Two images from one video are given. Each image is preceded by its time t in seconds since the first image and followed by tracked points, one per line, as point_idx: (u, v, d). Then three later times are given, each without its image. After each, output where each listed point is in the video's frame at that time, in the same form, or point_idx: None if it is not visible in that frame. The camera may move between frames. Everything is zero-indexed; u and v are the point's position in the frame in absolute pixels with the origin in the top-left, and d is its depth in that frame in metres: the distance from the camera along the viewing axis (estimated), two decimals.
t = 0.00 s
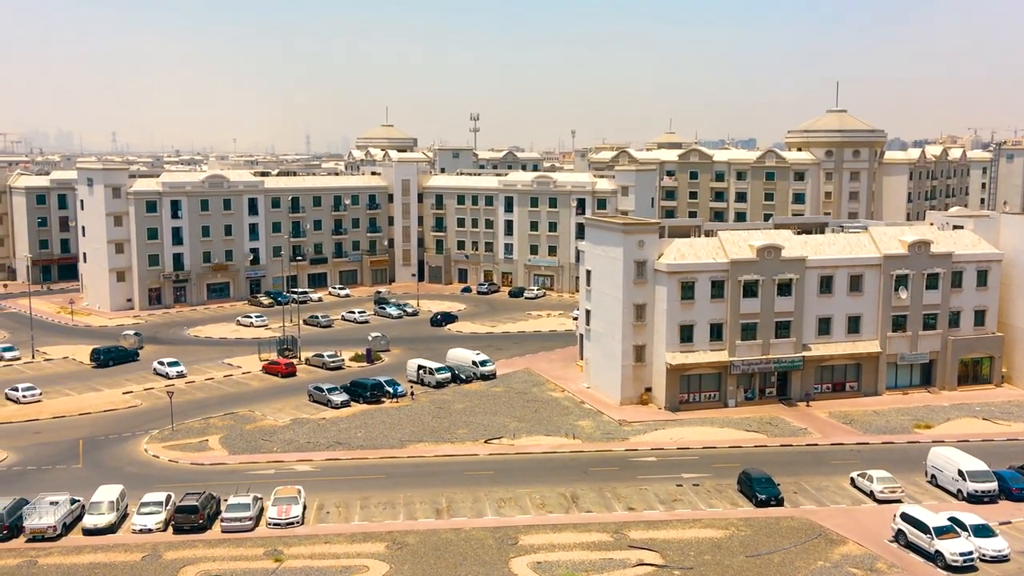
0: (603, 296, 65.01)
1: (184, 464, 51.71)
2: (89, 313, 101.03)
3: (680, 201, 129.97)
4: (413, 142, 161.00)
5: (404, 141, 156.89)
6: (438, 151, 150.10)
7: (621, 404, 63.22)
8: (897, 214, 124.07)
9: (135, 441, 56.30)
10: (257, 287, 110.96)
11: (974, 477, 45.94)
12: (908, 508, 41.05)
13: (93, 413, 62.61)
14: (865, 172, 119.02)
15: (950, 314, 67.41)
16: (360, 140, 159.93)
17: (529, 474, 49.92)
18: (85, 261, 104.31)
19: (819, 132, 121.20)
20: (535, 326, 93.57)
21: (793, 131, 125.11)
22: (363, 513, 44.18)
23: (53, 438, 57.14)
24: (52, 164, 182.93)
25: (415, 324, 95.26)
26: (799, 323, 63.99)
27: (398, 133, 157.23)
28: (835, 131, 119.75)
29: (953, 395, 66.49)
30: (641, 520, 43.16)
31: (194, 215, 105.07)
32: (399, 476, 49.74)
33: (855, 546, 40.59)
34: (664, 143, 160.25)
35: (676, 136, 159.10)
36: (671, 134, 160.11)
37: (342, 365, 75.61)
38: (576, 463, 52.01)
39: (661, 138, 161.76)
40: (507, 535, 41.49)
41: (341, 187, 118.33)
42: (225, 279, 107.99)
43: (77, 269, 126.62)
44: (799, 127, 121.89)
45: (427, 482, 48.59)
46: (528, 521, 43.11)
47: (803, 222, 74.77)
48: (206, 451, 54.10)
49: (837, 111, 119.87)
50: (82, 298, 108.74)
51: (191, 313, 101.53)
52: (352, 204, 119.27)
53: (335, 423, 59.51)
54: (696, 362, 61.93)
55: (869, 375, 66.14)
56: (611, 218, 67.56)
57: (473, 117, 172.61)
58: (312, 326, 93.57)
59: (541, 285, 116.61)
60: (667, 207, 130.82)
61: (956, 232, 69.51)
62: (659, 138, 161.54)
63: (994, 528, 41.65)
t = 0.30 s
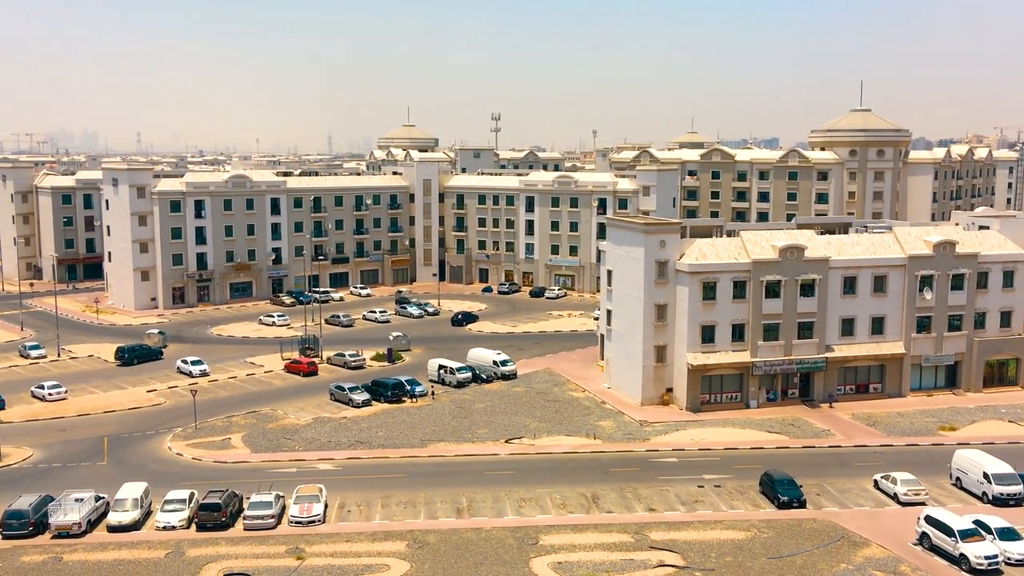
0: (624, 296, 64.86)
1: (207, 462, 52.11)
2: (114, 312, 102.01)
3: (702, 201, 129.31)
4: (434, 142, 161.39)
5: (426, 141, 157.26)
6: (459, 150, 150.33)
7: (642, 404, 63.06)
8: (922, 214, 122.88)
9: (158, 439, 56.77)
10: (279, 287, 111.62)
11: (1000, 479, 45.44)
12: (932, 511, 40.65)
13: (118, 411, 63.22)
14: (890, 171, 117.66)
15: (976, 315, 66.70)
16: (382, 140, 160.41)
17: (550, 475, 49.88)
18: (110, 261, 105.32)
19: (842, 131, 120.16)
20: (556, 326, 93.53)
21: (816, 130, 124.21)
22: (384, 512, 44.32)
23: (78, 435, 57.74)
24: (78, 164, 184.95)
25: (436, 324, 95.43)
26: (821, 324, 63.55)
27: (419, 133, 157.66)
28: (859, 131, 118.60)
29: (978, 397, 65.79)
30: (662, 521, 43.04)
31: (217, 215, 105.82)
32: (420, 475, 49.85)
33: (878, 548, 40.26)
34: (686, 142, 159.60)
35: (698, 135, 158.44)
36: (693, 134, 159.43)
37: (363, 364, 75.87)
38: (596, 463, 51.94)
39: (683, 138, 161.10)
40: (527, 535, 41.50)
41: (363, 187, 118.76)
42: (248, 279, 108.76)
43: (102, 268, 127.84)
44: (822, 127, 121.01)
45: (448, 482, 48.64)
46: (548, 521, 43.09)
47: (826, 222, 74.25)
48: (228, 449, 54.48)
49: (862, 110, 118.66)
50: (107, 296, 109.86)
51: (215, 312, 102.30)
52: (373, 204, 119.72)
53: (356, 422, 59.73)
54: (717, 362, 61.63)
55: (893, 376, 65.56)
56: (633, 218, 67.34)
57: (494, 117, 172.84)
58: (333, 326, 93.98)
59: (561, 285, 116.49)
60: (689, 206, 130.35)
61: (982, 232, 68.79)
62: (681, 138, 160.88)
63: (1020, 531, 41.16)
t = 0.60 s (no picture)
0: (644, 295, 64.66)
1: (228, 460, 52.47)
2: (137, 310, 102.90)
3: (722, 199, 129.39)
4: (454, 141, 161.63)
5: (446, 140, 157.51)
6: (479, 150, 150.44)
7: (661, 404, 62.87)
8: (945, 213, 121.58)
9: (180, 437, 57.23)
10: (299, 286, 112.18)
11: None
12: (955, 512, 40.26)
13: (141, 409, 63.76)
14: (912, 170, 117.31)
15: (1000, 315, 66.03)
16: (401, 139, 160.85)
17: (569, 474, 49.82)
18: (133, 260, 106.23)
19: (864, 130, 119.66)
20: (575, 325, 93.44)
21: (838, 129, 123.41)
22: (404, 511, 44.45)
23: (101, 432, 58.31)
24: (101, 163, 186.64)
25: (456, 323, 95.56)
26: (843, 324, 63.13)
27: (439, 132, 157.94)
28: (882, 129, 118.17)
29: (1002, 398, 65.12)
30: (682, 521, 42.91)
31: (238, 215, 106.45)
32: (440, 474, 49.95)
33: (900, 550, 39.96)
34: (706, 141, 158.97)
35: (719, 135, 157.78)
36: (714, 133, 158.78)
37: (383, 363, 76.08)
38: (616, 463, 51.86)
39: (704, 137, 160.48)
40: (546, 534, 41.49)
41: (383, 187, 119.13)
42: (269, 278, 109.39)
43: (125, 267, 128.94)
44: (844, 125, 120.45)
45: (467, 481, 48.71)
46: (567, 520, 43.07)
47: (848, 222, 73.74)
48: (250, 447, 54.81)
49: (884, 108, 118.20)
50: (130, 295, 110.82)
51: (236, 311, 102.93)
52: (393, 203, 120.05)
53: (376, 421, 59.92)
54: (737, 362, 61.34)
55: (915, 377, 65.00)
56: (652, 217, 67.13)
57: (514, 116, 172.82)
58: (353, 325, 94.33)
59: (581, 284, 116.36)
60: (709, 206, 129.79)
61: (1006, 232, 68.06)
62: (701, 137, 160.28)
63: None
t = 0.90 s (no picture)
0: (664, 295, 64.43)
1: (251, 458, 52.80)
2: (160, 309, 103.75)
3: (743, 198, 127.90)
4: (474, 141, 161.79)
5: (466, 140, 157.71)
6: (499, 149, 150.47)
7: (682, 404, 62.65)
8: (969, 211, 120.56)
9: (203, 434, 57.63)
10: (321, 285, 112.70)
11: None
12: (980, 513, 39.85)
13: (164, 407, 64.27)
14: (938, 168, 116.28)
15: None
16: (422, 139, 161.17)
17: (589, 474, 49.76)
18: (157, 259, 107.14)
19: (887, 128, 118.67)
20: (596, 325, 93.32)
21: (861, 127, 122.48)
22: (424, 509, 44.56)
23: (125, 430, 58.85)
24: (125, 164, 188.25)
25: (476, 322, 95.66)
26: (866, 324, 62.64)
27: (460, 131, 158.15)
28: (906, 128, 117.19)
29: None
30: (704, 521, 42.73)
31: (260, 214, 107.05)
32: (460, 473, 50.06)
33: (924, 551, 39.60)
34: (727, 140, 158.27)
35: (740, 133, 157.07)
36: (735, 131, 158.11)
37: (403, 362, 76.28)
38: (636, 462, 51.72)
39: (725, 135, 159.82)
40: (567, 533, 41.45)
41: (404, 186, 119.44)
42: (291, 277, 110.00)
43: (149, 266, 130.04)
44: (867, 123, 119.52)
45: (488, 480, 48.76)
46: (588, 520, 42.99)
47: (872, 221, 73.15)
48: (272, 445, 55.14)
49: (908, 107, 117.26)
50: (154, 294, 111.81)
51: (258, 310, 103.55)
52: (414, 202, 120.33)
53: (396, 419, 60.09)
54: (759, 362, 61.02)
55: (940, 377, 64.40)
56: (673, 216, 66.90)
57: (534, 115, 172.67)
58: (374, 324, 94.67)
59: (602, 283, 116.16)
60: (730, 204, 129.10)
61: None
62: (723, 136, 159.63)
63: None
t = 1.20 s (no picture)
0: (688, 294, 64.14)
1: (275, 456, 53.14)
2: (186, 308, 104.66)
3: (768, 198, 126.41)
4: (497, 140, 161.94)
5: (489, 139, 157.87)
6: (522, 148, 150.47)
7: (706, 404, 62.36)
8: (997, 210, 119.34)
9: (228, 433, 58.07)
10: (344, 284, 113.19)
11: None
12: (1008, 515, 39.38)
13: (190, 405, 64.79)
14: (965, 167, 114.92)
15: None
16: (445, 138, 161.50)
17: (611, 473, 49.65)
18: (183, 258, 108.09)
19: (914, 126, 117.48)
20: (619, 324, 93.15)
21: (887, 125, 121.43)
22: (447, 508, 44.65)
23: (151, 428, 59.39)
24: (151, 164, 190.04)
25: (498, 322, 95.73)
26: (892, 324, 62.06)
27: (483, 131, 158.36)
28: (934, 126, 115.80)
29: None
30: (728, 522, 42.52)
31: (284, 214, 107.67)
32: (483, 472, 50.13)
33: (951, 554, 39.17)
34: (752, 139, 157.46)
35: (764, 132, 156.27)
36: (759, 130, 157.41)
37: (426, 361, 76.46)
38: (659, 462, 51.54)
39: (749, 134, 159.09)
40: (589, 533, 41.36)
41: (426, 186, 119.70)
42: (314, 276, 110.57)
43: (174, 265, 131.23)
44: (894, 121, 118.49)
45: (511, 479, 48.79)
46: (611, 520, 42.89)
47: (898, 220, 72.47)
48: (295, 443, 55.46)
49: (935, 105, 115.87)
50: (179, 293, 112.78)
51: (282, 309, 104.19)
52: (436, 202, 120.61)
53: (419, 418, 60.23)
54: (783, 362, 60.60)
55: (967, 377, 63.70)
56: (697, 216, 66.58)
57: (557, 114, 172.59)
58: (397, 323, 94.99)
59: (624, 282, 115.84)
60: (754, 204, 127.60)
61: None
62: (747, 135, 158.86)
63: None
